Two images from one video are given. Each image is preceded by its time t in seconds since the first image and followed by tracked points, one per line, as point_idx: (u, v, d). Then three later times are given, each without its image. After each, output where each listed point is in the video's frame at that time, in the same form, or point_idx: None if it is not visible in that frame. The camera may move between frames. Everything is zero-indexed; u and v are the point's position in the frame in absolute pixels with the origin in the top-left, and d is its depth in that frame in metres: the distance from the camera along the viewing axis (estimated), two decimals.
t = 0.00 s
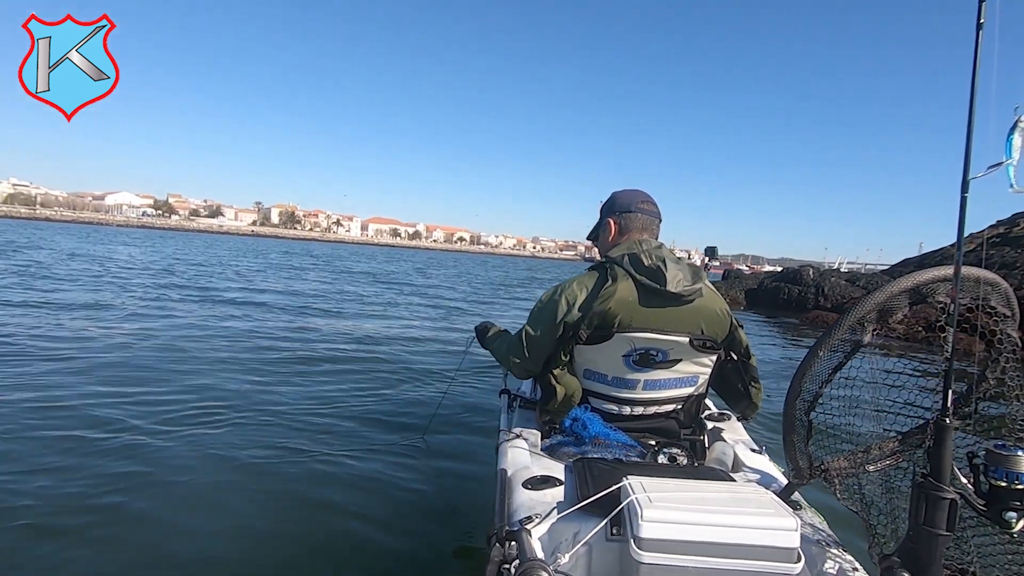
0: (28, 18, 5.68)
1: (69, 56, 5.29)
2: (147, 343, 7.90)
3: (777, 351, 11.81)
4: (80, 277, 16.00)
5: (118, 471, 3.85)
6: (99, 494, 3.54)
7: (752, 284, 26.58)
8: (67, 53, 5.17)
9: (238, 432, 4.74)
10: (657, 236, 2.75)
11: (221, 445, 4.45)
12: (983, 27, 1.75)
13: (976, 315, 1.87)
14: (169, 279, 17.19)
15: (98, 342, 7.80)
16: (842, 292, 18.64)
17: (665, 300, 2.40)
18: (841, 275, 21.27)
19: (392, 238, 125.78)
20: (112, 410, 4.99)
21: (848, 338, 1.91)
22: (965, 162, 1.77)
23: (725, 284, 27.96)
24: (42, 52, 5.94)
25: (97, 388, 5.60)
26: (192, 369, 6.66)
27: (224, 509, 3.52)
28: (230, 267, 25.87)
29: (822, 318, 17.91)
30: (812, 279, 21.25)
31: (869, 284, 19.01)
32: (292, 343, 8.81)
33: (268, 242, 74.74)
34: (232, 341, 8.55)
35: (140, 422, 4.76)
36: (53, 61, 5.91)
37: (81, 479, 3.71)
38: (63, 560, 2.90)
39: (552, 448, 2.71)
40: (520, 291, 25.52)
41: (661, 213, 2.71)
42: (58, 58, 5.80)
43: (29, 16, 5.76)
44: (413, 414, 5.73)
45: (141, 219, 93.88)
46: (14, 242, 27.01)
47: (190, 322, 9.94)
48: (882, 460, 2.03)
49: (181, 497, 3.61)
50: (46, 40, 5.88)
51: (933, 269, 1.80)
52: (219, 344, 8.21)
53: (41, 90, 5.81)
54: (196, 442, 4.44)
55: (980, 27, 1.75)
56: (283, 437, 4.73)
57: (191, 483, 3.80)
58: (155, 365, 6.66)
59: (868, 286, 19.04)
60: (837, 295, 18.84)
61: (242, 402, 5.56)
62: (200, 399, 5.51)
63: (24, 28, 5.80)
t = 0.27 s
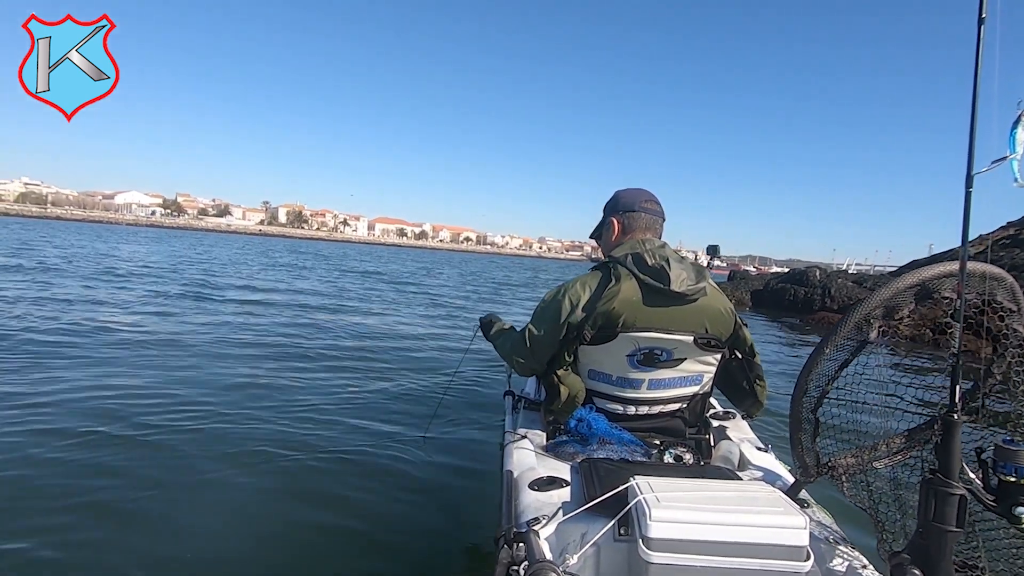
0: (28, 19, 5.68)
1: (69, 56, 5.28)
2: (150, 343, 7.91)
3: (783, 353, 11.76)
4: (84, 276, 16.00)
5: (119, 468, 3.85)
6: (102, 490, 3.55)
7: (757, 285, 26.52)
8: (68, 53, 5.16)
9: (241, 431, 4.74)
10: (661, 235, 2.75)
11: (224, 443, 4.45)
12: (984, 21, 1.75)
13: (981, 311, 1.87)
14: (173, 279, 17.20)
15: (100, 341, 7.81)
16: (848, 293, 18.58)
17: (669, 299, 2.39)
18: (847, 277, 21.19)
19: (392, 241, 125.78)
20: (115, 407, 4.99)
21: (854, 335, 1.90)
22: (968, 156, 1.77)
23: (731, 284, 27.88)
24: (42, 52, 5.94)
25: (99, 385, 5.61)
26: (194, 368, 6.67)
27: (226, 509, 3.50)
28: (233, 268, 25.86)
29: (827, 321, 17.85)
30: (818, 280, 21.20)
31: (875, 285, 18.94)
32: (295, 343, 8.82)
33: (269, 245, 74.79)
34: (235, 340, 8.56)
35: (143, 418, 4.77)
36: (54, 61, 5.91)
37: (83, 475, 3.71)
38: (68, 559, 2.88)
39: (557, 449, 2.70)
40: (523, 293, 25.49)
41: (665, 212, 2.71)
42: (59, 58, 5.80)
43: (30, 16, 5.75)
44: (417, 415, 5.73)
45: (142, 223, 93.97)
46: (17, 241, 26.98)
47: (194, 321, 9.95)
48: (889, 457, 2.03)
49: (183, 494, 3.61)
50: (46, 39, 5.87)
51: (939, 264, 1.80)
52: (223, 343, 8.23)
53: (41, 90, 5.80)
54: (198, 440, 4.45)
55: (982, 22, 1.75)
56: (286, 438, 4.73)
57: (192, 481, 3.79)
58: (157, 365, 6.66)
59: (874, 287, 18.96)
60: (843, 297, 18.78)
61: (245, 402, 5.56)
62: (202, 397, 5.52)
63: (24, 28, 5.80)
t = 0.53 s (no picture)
0: (29, 19, 5.69)
1: (69, 56, 5.29)
2: (152, 341, 7.95)
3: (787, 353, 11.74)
4: (88, 274, 16.06)
5: (119, 470, 3.87)
6: (101, 493, 3.57)
7: (762, 286, 26.55)
8: (67, 53, 5.17)
9: (241, 431, 4.76)
10: (660, 234, 2.75)
11: (224, 444, 4.47)
12: (986, 21, 1.75)
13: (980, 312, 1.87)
14: (176, 277, 17.24)
15: (103, 340, 7.85)
16: (853, 294, 18.54)
17: (669, 298, 2.39)
18: (852, 278, 21.13)
19: (394, 238, 125.81)
20: (116, 409, 5.02)
21: (853, 335, 1.90)
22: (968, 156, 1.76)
23: (735, 283, 27.83)
24: (42, 52, 5.94)
25: (101, 388, 5.64)
26: (196, 367, 6.69)
27: (228, 509, 3.52)
28: (237, 265, 25.92)
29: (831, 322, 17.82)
30: (823, 282, 21.26)
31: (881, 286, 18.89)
32: (297, 341, 8.84)
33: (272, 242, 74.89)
34: (237, 338, 8.59)
35: (143, 421, 4.79)
36: (54, 61, 5.91)
37: (83, 478, 3.74)
38: (71, 562, 2.90)
39: (556, 447, 2.71)
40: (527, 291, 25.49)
41: (664, 211, 2.71)
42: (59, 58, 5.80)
43: (30, 16, 5.75)
44: (417, 413, 5.74)
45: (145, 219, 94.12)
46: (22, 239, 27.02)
47: (196, 319, 9.99)
48: (887, 456, 2.03)
49: (180, 496, 3.62)
50: (46, 40, 5.88)
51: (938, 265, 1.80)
52: (225, 341, 8.26)
53: (42, 90, 5.81)
54: (198, 441, 4.47)
55: (983, 22, 1.75)
56: (286, 436, 4.75)
57: (191, 482, 3.81)
58: (159, 364, 6.69)
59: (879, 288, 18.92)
60: (848, 298, 18.74)
61: (246, 401, 5.58)
62: (203, 397, 5.54)
63: (24, 28, 5.80)
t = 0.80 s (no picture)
0: (29, 18, 5.68)
1: (70, 56, 5.29)
2: (152, 339, 7.95)
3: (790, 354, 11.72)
4: (90, 273, 16.07)
5: (117, 467, 3.88)
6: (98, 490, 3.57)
7: (766, 287, 26.57)
8: (67, 53, 5.17)
9: (239, 429, 4.76)
10: (660, 235, 2.75)
11: (221, 441, 4.48)
12: (989, 28, 1.75)
13: (978, 318, 1.87)
14: (178, 275, 17.25)
15: (103, 337, 7.85)
16: (858, 295, 18.54)
17: (669, 299, 2.39)
18: (859, 279, 21.14)
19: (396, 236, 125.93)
20: (114, 407, 5.03)
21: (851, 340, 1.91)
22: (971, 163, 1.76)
23: (740, 284, 27.84)
24: (42, 52, 5.93)
25: (100, 385, 5.65)
26: (195, 365, 6.69)
27: (227, 504, 3.54)
28: (238, 263, 25.93)
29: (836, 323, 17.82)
30: (828, 283, 21.29)
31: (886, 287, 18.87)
32: (296, 340, 8.85)
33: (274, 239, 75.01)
34: (237, 337, 8.60)
35: (142, 419, 4.79)
36: (54, 60, 5.91)
37: (79, 474, 3.74)
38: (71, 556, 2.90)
39: (553, 446, 2.71)
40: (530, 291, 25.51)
41: (663, 212, 2.71)
42: (59, 56, 5.79)
43: (30, 15, 5.74)
44: (416, 412, 5.74)
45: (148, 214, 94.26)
46: (25, 237, 27.07)
47: (197, 318, 10.00)
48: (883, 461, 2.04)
49: (180, 492, 3.64)
50: (46, 39, 5.87)
51: (937, 271, 1.80)
52: (224, 340, 8.26)
53: (42, 90, 5.80)
54: (196, 439, 4.47)
55: (987, 29, 1.75)
56: (283, 434, 4.75)
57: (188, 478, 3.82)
58: (158, 362, 6.69)
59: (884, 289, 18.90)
60: (853, 299, 18.76)
61: (244, 399, 5.58)
62: (202, 396, 5.54)
63: (25, 28, 5.80)
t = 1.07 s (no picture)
0: (28, 19, 5.66)
1: (68, 56, 5.27)
2: (150, 343, 7.94)
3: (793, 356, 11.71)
4: (91, 275, 16.05)
5: (111, 474, 3.87)
6: (91, 497, 3.56)
7: (771, 287, 26.57)
8: (67, 53, 5.15)
9: (234, 433, 4.76)
10: (657, 239, 2.75)
11: (216, 446, 4.47)
12: (987, 38, 1.75)
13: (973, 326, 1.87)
14: (178, 276, 17.22)
15: (101, 341, 7.85)
16: (862, 295, 18.55)
17: (665, 303, 2.40)
18: (863, 279, 21.17)
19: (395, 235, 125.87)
20: (111, 411, 5.02)
21: (846, 346, 1.91)
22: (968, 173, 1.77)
23: (744, 285, 27.87)
24: (42, 52, 5.91)
25: (97, 389, 5.64)
26: (192, 368, 6.69)
27: (219, 510, 3.55)
28: (239, 263, 25.91)
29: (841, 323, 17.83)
30: (833, 283, 21.32)
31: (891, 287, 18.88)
32: (295, 344, 8.84)
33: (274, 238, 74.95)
34: (235, 341, 8.59)
35: (137, 423, 4.79)
36: (53, 61, 5.89)
37: (72, 482, 3.73)
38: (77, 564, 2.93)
39: (549, 449, 2.71)
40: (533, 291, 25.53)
41: (661, 216, 2.71)
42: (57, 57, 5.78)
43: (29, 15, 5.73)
44: (412, 415, 5.74)
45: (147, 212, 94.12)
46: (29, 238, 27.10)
47: (196, 322, 10.00)
48: (877, 468, 2.04)
49: (173, 500, 3.63)
50: (45, 40, 5.85)
51: (933, 279, 1.80)
52: (223, 344, 8.26)
53: (41, 90, 5.78)
54: (191, 444, 4.47)
55: (985, 39, 1.75)
56: (278, 439, 4.74)
57: (180, 486, 3.81)
58: (156, 366, 6.68)
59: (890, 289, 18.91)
60: (858, 299, 18.77)
61: (241, 402, 5.58)
62: (198, 400, 5.54)
63: (24, 28, 5.78)
